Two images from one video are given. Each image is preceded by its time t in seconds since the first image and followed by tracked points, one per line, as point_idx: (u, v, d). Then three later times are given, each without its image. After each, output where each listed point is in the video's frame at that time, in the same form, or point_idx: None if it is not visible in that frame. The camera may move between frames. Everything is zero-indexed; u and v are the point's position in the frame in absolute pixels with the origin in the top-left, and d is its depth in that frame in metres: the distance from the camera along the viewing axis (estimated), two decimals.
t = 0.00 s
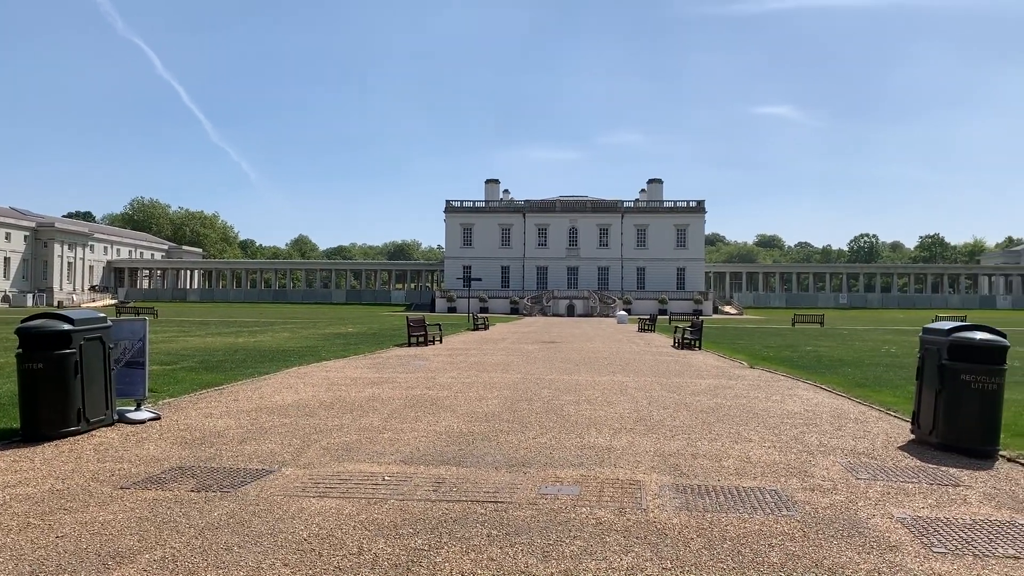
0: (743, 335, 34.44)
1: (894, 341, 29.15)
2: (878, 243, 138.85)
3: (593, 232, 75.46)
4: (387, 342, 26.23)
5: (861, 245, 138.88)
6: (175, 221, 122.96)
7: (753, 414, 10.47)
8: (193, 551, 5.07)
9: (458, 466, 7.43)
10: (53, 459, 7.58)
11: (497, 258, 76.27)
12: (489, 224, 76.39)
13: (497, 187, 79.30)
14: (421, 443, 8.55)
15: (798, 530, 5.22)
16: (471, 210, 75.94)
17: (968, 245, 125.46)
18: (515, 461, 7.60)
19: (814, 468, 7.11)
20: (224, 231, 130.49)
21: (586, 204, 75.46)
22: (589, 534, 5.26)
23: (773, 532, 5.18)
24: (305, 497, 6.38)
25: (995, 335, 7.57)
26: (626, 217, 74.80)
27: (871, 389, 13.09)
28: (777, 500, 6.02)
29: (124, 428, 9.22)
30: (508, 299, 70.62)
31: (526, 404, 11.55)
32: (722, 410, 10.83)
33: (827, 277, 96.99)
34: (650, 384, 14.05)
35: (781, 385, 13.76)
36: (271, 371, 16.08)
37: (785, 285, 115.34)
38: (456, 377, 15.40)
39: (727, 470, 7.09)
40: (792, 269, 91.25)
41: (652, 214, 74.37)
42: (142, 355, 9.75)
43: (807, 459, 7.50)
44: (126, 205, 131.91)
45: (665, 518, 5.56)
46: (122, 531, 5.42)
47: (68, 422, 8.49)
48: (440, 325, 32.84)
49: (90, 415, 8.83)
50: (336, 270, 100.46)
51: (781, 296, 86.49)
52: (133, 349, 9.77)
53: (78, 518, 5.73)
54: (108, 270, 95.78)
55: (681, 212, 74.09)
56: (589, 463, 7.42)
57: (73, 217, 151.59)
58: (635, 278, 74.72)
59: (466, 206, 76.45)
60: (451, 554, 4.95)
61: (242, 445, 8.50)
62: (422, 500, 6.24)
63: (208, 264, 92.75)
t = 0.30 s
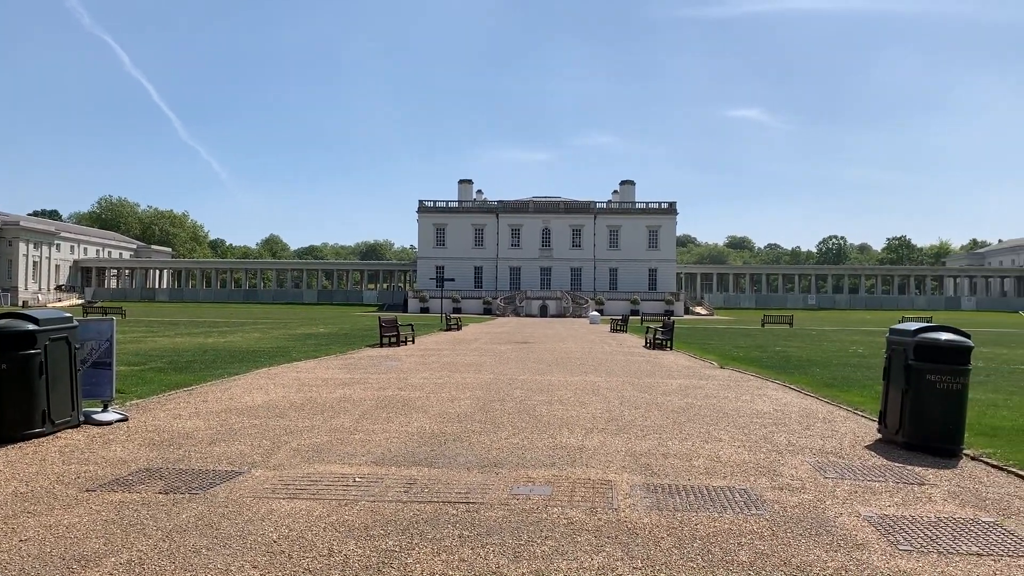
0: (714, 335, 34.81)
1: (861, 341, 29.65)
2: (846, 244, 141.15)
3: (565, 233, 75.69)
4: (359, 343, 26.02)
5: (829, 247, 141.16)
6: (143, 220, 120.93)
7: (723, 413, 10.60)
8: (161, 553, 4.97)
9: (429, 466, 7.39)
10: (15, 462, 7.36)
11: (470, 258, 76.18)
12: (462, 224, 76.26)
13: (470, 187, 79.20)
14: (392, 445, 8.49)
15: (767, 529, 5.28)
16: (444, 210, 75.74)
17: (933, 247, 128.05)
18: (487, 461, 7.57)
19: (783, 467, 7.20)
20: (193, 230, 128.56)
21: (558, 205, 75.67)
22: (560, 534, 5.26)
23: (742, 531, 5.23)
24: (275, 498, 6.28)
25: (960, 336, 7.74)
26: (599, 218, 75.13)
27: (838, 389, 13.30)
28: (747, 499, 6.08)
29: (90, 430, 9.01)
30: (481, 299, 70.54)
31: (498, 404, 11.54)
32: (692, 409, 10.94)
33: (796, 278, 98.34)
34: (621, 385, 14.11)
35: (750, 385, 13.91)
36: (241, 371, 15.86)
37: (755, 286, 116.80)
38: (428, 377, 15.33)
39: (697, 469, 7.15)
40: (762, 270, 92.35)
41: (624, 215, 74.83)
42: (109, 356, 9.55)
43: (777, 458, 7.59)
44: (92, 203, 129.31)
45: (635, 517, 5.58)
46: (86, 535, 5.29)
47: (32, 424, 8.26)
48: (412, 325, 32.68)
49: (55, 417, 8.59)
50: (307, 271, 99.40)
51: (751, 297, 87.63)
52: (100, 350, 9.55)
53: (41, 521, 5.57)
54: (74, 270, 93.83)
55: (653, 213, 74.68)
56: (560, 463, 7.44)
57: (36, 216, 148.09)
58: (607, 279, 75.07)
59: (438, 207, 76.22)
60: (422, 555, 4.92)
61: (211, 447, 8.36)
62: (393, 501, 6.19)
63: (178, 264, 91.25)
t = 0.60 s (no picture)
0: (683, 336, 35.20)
1: (825, 343, 30.20)
2: (812, 247, 143.63)
3: (536, 235, 75.83)
4: (329, 345, 25.79)
5: (796, 250, 143.59)
6: (109, 220, 118.66)
7: (692, 414, 10.71)
8: (125, 559, 4.85)
9: (398, 469, 7.33)
10: None
11: (441, 259, 75.96)
12: (433, 226, 76.02)
13: (441, 189, 78.98)
14: (362, 447, 8.41)
15: (734, 529, 5.34)
16: (415, 211, 75.43)
17: (896, 250, 130.88)
18: (457, 464, 7.54)
19: (751, 468, 7.29)
20: (160, 230, 126.37)
21: (529, 207, 75.80)
22: (530, 536, 5.25)
23: (710, 532, 5.28)
24: (242, 502, 6.17)
25: (922, 338, 7.90)
26: (569, 220, 75.41)
27: (804, 390, 13.52)
28: (714, 499, 6.14)
29: (52, 433, 8.76)
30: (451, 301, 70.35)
31: (468, 406, 11.52)
32: (661, 410, 11.04)
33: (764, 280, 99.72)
34: (591, 386, 14.19)
35: (718, 386, 14.09)
36: (208, 373, 15.61)
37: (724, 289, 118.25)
38: (398, 379, 15.25)
39: (665, 470, 7.21)
40: (730, 271, 93.42)
41: (595, 217, 75.22)
42: (72, 357, 9.31)
43: (744, 459, 7.68)
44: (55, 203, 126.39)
45: (605, 518, 5.60)
46: (47, 540, 5.14)
47: None
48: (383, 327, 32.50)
49: (15, 421, 8.34)
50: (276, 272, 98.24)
51: (719, 299, 88.67)
52: (63, 352, 9.32)
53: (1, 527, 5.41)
54: (36, 270, 91.69)
55: (623, 215, 75.18)
56: (530, 465, 7.44)
57: None
58: (578, 281, 75.32)
59: (409, 207, 75.85)
60: (392, 558, 4.86)
61: (177, 450, 8.19)
62: (361, 504, 6.12)
63: (143, 264, 89.63)
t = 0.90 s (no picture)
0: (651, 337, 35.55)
1: (790, 343, 30.73)
2: (777, 249, 146.02)
3: (505, 236, 75.86)
4: (296, 346, 25.50)
5: (762, 251, 145.93)
6: (70, 220, 115.82)
7: (659, 414, 10.81)
8: (85, 564, 4.72)
9: (366, 471, 7.26)
10: None
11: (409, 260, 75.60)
12: (402, 227, 75.61)
13: (409, 189, 78.60)
14: (329, 449, 8.30)
15: (700, 528, 5.38)
16: (383, 212, 74.96)
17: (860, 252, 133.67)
18: (425, 465, 7.49)
19: (717, 467, 7.37)
20: (123, 230, 123.75)
21: (498, 208, 75.77)
22: (498, 537, 5.24)
23: (677, 531, 5.31)
24: (206, 505, 6.05)
25: (885, 338, 8.06)
26: (539, 221, 75.54)
27: (770, 390, 13.71)
28: (681, 499, 6.19)
29: (10, 437, 8.50)
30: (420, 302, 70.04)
31: (437, 408, 11.46)
32: (630, 411, 11.12)
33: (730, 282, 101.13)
34: (559, 387, 14.23)
35: (684, 386, 14.24)
36: (173, 375, 15.29)
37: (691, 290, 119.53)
38: (367, 381, 15.12)
39: (633, 470, 7.25)
40: (697, 273, 94.55)
41: (564, 218, 75.48)
42: (32, 360, 9.05)
43: (711, 459, 7.76)
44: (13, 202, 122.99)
45: (573, 519, 5.60)
46: (5, 547, 4.98)
47: None
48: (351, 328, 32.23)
49: None
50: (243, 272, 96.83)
51: (687, 300, 89.62)
52: (22, 354, 9.05)
53: None
54: None
55: (592, 216, 75.57)
56: (498, 466, 7.42)
57: None
58: (547, 282, 75.51)
59: (377, 208, 75.32)
60: (358, 561, 4.81)
61: (139, 453, 8.00)
62: (328, 506, 6.05)
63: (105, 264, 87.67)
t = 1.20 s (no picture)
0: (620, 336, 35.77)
1: (758, 341, 31.14)
2: (745, 249, 147.97)
3: (476, 235, 75.72)
4: (264, 346, 25.16)
5: (730, 251, 147.79)
6: (32, 217, 112.83)
7: (628, 412, 10.89)
8: (46, 569, 4.60)
9: (334, 472, 7.19)
10: None
11: (379, 259, 75.10)
12: (372, 226, 75.10)
13: (380, 188, 78.10)
14: (297, 450, 8.20)
15: (669, 526, 5.43)
16: (353, 210, 74.39)
17: (826, 252, 135.88)
18: (394, 466, 7.43)
19: (685, 465, 7.44)
20: (87, 229, 120.96)
21: (469, 207, 75.60)
22: (468, 537, 5.21)
23: (645, 529, 5.35)
24: (173, 508, 5.92)
25: (850, 336, 8.21)
26: (509, 221, 75.52)
27: (737, 388, 13.92)
28: (650, 497, 6.23)
29: None
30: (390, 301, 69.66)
31: (407, 408, 11.41)
32: (599, 409, 11.19)
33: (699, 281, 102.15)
34: (529, 386, 14.25)
35: (654, 385, 14.34)
36: (138, 376, 14.99)
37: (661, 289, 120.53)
38: (336, 381, 15.00)
39: (602, 468, 7.28)
40: (666, 272, 95.33)
41: (534, 217, 75.56)
42: None
43: (679, 456, 7.84)
44: None
45: (542, 518, 5.61)
46: None
47: None
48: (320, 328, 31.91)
49: None
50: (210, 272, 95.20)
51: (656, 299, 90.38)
52: None
53: None
54: None
55: (563, 216, 75.77)
56: (468, 465, 7.40)
57: None
58: (518, 281, 75.53)
59: (347, 207, 74.70)
60: (326, 563, 4.75)
61: (103, 455, 7.83)
62: (296, 508, 5.97)
63: (67, 263, 85.60)
